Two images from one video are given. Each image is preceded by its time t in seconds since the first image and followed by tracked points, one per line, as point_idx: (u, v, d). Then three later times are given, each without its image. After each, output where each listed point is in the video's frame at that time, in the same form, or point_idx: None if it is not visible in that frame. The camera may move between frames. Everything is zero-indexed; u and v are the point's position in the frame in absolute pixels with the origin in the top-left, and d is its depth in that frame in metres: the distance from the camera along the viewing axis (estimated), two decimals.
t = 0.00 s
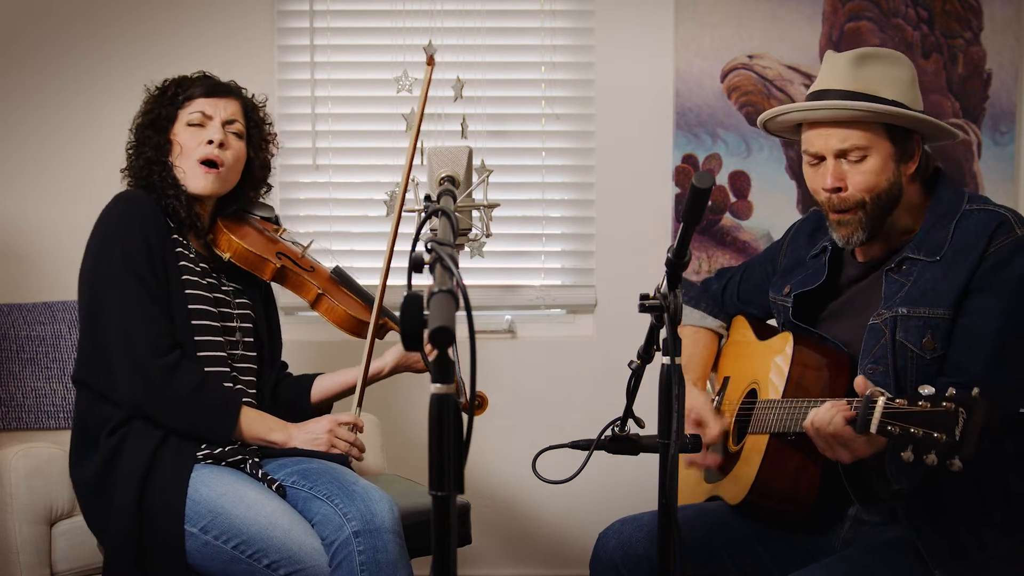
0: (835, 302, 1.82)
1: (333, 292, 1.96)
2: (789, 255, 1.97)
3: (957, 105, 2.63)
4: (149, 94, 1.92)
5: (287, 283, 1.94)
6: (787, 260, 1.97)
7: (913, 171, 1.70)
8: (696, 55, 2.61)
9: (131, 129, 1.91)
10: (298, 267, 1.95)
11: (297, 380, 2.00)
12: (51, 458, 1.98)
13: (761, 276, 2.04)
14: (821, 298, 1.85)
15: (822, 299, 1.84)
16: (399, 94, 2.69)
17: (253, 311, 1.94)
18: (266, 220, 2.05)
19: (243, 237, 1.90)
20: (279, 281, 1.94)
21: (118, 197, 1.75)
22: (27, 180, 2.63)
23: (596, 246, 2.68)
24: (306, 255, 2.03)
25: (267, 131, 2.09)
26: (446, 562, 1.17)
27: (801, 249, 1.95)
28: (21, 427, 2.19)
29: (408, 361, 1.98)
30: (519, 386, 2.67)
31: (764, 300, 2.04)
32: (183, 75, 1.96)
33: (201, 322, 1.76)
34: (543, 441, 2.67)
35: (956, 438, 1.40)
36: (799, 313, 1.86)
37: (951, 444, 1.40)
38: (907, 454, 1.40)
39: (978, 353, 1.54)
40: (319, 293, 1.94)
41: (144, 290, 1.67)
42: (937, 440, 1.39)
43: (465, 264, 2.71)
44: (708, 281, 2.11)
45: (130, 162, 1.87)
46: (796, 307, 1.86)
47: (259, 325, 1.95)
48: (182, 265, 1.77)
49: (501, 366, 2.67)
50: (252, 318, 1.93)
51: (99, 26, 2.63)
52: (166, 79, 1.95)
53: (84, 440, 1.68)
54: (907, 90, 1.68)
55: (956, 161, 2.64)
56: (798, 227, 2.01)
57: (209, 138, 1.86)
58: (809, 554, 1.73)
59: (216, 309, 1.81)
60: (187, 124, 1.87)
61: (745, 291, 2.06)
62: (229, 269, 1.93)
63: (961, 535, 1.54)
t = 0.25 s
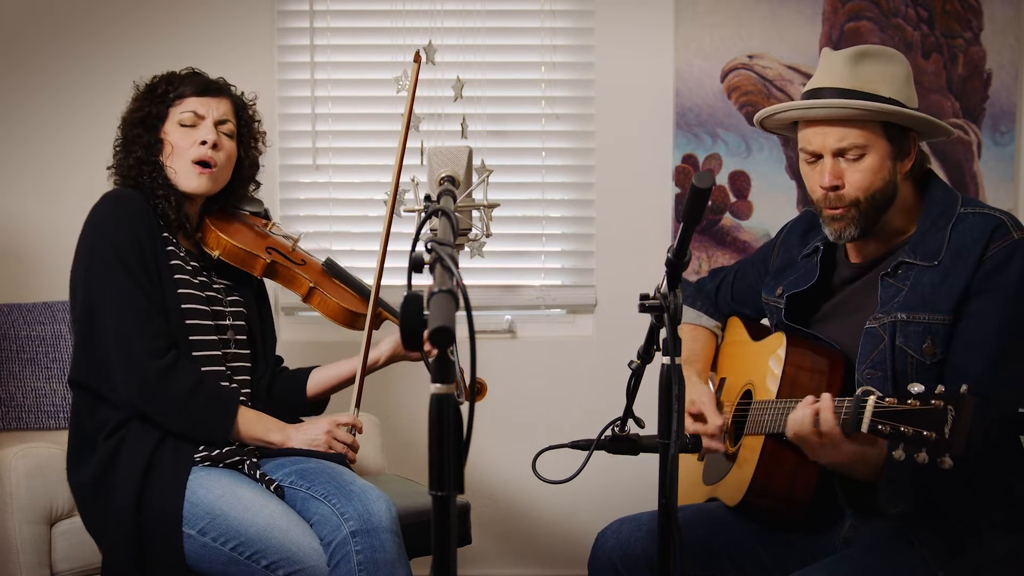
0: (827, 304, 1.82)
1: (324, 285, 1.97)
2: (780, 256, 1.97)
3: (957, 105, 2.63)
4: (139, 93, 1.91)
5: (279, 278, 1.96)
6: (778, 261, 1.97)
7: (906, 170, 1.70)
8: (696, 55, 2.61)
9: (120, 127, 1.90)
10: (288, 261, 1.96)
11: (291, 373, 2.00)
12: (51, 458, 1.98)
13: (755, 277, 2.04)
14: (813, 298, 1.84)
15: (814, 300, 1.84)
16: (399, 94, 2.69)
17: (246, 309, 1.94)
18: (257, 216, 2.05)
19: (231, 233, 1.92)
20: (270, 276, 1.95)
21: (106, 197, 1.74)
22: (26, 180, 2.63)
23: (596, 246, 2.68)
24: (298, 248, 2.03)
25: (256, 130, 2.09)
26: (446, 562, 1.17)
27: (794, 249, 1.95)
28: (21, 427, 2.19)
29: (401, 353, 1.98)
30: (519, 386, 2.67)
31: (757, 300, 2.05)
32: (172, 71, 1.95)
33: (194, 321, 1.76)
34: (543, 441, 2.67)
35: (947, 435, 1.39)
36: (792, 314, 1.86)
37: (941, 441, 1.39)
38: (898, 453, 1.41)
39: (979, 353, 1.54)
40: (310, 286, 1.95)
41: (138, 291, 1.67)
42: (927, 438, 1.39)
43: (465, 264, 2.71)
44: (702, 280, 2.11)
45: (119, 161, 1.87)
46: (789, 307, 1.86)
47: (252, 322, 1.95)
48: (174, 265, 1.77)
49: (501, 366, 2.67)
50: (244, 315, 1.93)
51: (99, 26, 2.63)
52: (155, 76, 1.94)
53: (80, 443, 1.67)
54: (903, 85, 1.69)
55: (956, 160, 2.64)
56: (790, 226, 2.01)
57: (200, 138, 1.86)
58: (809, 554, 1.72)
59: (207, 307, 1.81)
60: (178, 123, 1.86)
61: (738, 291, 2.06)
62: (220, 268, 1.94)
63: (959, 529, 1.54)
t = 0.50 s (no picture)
0: (826, 305, 1.82)
1: (316, 280, 1.99)
2: (780, 255, 1.97)
3: (957, 106, 2.63)
4: (137, 90, 1.88)
5: (269, 274, 1.97)
6: (778, 261, 1.96)
7: (906, 172, 1.70)
8: (696, 55, 2.61)
9: (116, 125, 1.87)
10: (278, 257, 1.97)
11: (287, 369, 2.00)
12: (51, 458, 1.98)
13: (754, 275, 2.03)
14: (812, 301, 1.84)
15: (813, 301, 1.84)
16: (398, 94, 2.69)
17: (240, 307, 1.94)
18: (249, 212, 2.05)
19: (221, 231, 1.91)
20: (261, 273, 1.96)
21: (97, 198, 1.74)
22: (26, 180, 2.63)
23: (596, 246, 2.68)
24: (287, 242, 2.04)
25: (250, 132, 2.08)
26: (446, 562, 1.17)
27: (793, 249, 1.95)
28: (20, 427, 2.19)
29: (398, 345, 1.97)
30: (520, 386, 2.67)
31: (756, 299, 2.04)
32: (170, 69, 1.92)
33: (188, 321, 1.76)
34: (543, 441, 2.67)
35: (947, 440, 1.39)
36: (790, 315, 1.85)
37: (941, 446, 1.39)
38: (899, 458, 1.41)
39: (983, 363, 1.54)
40: (303, 281, 1.97)
41: (132, 291, 1.67)
42: (927, 443, 1.40)
43: (465, 264, 2.70)
44: (700, 278, 2.11)
45: (114, 160, 1.84)
46: (788, 309, 1.86)
47: (246, 318, 1.95)
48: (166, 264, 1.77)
49: (501, 366, 2.67)
50: (238, 312, 1.92)
51: (99, 26, 2.63)
52: (153, 73, 1.90)
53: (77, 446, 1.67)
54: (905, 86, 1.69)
55: (956, 161, 2.64)
56: (788, 227, 2.01)
57: (204, 146, 1.85)
58: (810, 553, 1.72)
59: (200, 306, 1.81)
60: (180, 128, 1.85)
61: (736, 290, 2.05)
62: (208, 266, 1.92)
63: (961, 527, 1.53)
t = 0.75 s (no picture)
0: (831, 302, 1.82)
1: (309, 280, 1.99)
2: (782, 256, 1.97)
3: (957, 105, 2.63)
4: (136, 91, 1.87)
5: (263, 274, 1.97)
6: (779, 262, 1.97)
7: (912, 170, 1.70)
8: (696, 55, 2.61)
9: (114, 125, 1.86)
10: (271, 258, 1.97)
11: (284, 368, 2.00)
12: (51, 458, 1.98)
13: (754, 277, 2.03)
14: (815, 300, 1.84)
15: (815, 301, 1.84)
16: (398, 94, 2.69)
17: (234, 308, 1.94)
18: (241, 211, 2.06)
19: (213, 233, 1.91)
20: (256, 273, 1.97)
21: (87, 201, 1.72)
22: (26, 180, 2.63)
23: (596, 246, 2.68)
24: (281, 242, 2.04)
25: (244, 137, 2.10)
26: (446, 562, 1.17)
27: (793, 249, 1.95)
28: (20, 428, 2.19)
29: (394, 341, 1.96)
30: (520, 386, 2.67)
31: (756, 301, 2.04)
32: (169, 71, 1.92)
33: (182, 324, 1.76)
34: (543, 441, 2.67)
35: (947, 427, 1.39)
36: (792, 317, 1.86)
37: (942, 433, 1.40)
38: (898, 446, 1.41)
39: (990, 358, 1.54)
40: (296, 282, 1.98)
41: (127, 296, 1.67)
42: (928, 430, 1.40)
43: (465, 264, 2.70)
44: (699, 286, 2.11)
45: (109, 161, 1.83)
46: (790, 311, 1.86)
47: (241, 319, 1.95)
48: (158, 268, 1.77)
49: (501, 366, 2.67)
50: (232, 313, 1.92)
51: (99, 26, 2.63)
52: (152, 75, 1.90)
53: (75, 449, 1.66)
54: (912, 86, 1.68)
55: (956, 160, 2.64)
56: (788, 227, 2.01)
57: (204, 150, 1.85)
58: (811, 554, 1.72)
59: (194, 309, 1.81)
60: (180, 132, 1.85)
61: (736, 294, 2.05)
62: (202, 267, 1.93)
63: (960, 524, 1.54)
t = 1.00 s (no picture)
0: (831, 297, 1.82)
1: (307, 279, 2.00)
2: (778, 255, 1.98)
3: (957, 105, 2.63)
4: (128, 89, 1.88)
5: (261, 272, 1.98)
6: (775, 262, 1.97)
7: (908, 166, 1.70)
8: (696, 55, 2.61)
9: (106, 124, 1.86)
10: (269, 256, 1.98)
11: (284, 364, 2.02)
12: (51, 458, 1.98)
13: (752, 277, 2.04)
14: (814, 296, 1.84)
15: (814, 296, 1.84)
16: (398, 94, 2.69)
17: (233, 308, 1.94)
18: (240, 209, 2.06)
19: (210, 232, 1.90)
20: (254, 273, 1.98)
21: (82, 204, 1.72)
22: (26, 180, 2.63)
23: (596, 246, 2.68)
24: (279, 240, 2.05)
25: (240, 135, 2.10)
26: (446, 562, 1.16)
27: (790, 248, 1.95)
28: (20, 428, 2.19)
29: (394, 340, 1.97)
30: (520, 386, 2.67)
31: (753, 302, 2.04)
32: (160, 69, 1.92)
33: (180, 325, 1.76)
34: (543, 441, 2.67)
35: (951, 414, 1.39)
36: (792, 315, 1.85)
37: (946, 422, 1.39)
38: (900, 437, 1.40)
39: (988, 344, 1.52)
40: (294, 282, 1.99)
41: (125, 299, 1.66)
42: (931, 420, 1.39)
43: (465, 264, 2.70)
44: (698, 288, 2.12)
45: (102, 161, 1.83)
46: (790, 308, 1.85)
47: (240, 317, 1.95)
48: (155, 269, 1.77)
49: (501, 366, 2.67)
50: (231, 312, 1.92)
51: (99, 26, 2.63)
52: (143, 74, 1.90)
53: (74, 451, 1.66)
54: (909, 82, 1.68)
55: (956, 160, 2.64)
56: (784, 227, 2.01)
57: (197, 144, 1.85)
58: (810, 549, 1.72)
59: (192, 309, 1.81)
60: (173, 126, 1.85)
61: (733, 296, 2.06)
62: (199, 267, 1.93)
63: (957, 514, 1.55)
